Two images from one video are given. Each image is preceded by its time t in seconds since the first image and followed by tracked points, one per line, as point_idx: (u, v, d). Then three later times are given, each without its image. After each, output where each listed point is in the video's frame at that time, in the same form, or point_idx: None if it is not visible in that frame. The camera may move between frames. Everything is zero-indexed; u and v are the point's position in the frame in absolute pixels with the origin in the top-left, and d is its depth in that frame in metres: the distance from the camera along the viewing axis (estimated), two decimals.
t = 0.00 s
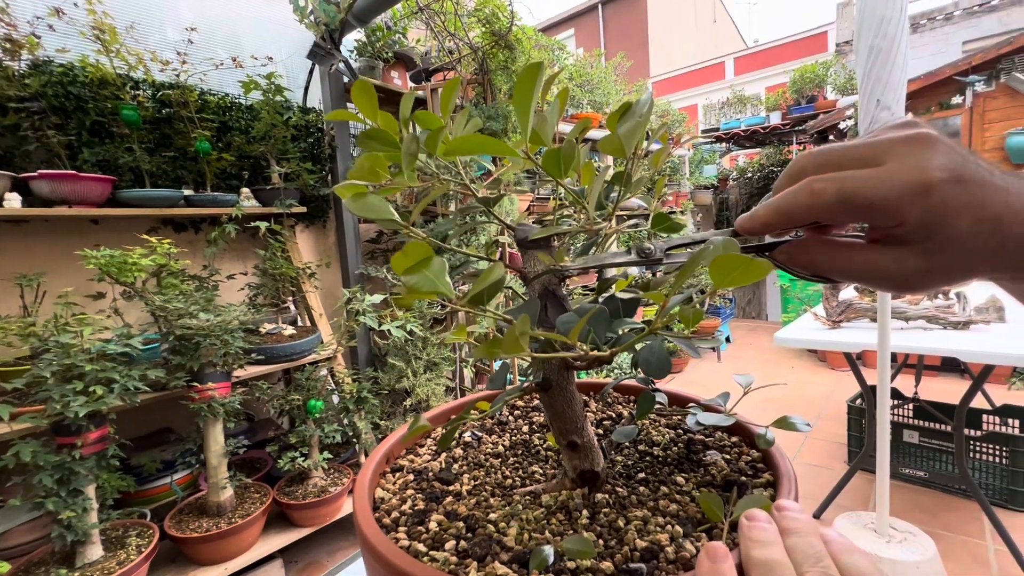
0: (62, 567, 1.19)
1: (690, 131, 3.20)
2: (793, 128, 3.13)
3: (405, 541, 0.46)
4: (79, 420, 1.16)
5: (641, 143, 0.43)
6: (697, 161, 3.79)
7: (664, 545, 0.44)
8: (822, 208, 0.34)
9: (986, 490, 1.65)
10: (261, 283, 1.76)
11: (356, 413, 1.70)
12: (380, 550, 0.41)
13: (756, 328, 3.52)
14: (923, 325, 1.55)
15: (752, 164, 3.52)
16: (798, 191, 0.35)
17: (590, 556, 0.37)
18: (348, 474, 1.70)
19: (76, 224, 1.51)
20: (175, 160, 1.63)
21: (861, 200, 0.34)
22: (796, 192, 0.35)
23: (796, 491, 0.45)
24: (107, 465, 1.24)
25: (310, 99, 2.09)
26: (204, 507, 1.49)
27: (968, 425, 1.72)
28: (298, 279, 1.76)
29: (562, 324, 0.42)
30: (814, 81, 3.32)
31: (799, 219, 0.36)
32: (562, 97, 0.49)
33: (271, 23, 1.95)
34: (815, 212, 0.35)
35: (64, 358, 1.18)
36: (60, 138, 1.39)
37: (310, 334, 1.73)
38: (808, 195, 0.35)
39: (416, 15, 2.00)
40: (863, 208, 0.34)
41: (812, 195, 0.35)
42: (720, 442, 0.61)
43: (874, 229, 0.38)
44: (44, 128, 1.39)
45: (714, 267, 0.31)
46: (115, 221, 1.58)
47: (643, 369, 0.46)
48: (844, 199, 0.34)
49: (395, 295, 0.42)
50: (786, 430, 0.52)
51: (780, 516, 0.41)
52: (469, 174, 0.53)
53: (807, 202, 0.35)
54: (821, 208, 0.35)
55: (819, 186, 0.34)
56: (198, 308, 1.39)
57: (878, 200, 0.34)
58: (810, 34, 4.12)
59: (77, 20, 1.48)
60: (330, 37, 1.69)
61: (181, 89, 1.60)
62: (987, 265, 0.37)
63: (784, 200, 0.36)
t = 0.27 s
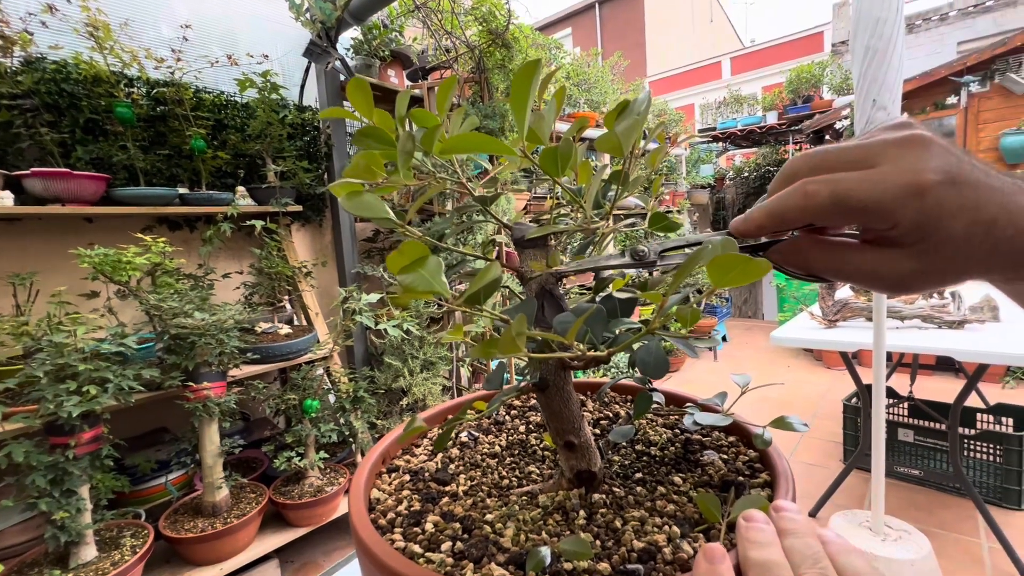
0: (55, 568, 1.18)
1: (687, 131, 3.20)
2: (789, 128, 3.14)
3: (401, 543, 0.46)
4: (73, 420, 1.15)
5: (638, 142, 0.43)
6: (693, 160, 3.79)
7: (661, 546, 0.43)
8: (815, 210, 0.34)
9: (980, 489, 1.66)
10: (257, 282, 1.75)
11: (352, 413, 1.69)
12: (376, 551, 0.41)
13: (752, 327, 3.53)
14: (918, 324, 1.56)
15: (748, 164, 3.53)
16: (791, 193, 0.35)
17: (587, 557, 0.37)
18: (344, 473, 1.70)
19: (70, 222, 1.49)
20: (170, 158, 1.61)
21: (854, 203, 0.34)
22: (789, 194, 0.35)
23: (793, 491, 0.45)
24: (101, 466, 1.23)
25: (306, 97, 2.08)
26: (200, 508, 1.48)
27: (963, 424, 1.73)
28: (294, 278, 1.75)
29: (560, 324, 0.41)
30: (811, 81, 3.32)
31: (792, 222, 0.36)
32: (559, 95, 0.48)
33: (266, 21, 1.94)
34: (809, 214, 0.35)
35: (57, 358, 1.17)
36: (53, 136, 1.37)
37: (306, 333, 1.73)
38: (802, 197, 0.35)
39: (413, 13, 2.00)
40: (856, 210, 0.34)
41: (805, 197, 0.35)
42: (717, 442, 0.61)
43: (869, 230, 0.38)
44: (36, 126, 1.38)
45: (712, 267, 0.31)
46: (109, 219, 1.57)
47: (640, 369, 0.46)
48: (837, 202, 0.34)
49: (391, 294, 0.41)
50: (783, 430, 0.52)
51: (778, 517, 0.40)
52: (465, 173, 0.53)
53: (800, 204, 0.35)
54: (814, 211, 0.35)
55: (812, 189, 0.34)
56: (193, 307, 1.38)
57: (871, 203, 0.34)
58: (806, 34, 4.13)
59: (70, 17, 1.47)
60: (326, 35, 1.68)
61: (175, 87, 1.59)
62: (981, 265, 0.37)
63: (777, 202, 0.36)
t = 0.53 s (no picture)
0: (59, 566, 1.18)
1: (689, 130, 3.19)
2: (792, 127, 3.13)
3: (402, 543, 0.46)
4: (76, 419, 1.16)
5: (638, 145, 0.43)
6: (696, 159, 3.78)
7: (661, 546, 0.44)
8: (813, 214, 0.34)
9: (983, 489, 1.66)
10: (259, 282, 1.75)
11: (354, 412, 1.70)
12: (376, 551, 0.41)
13: (754, 327, 3.53)
14: (920, 324, 1.56)
15: (750, 163, 3.52)
16: (788, 197, 0.34)
17: (586, 557, 0.37)
18: (346, 472, 1.70)
19: (73, 222, 1.50)
20: (173, 158, 1.62)
21: (852, 207, 0.34)
22: (787, 198, 0.35)
23: (793, 492, 0.45)
24: (104, 464, 1.24)
25: (309, 97, 2.09)
26: (202, 506, 1.49)
27: (965, 424, 1.73)
28: (296, 277, 1.76)
29: (559, 326, 0.41)
30: (813, 80, 3.31)
31: (789, 226, 0.35)
32: (559, 97, 0.49)
33: (269, 21, 1.94)
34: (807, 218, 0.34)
35: (61, 357, 1.17)
36: (57, 136, 1.38)
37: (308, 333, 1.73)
38: (799, 201, 0.34)
39: (415, 13, 2.00)
40: (854, 214, 0.34)
41: (803, 200, 0.34)
42: (717, 443, 0.61)
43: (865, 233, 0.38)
44: (40, 126, 1.38)
45: (710, 271, 0.31)
46: (112, 219, 1.57)
47: (639, 370, 0.46)
48: (835, 206, 0.34)
49: (392, 294, 0.41)
50: (783, 431, 0.52)
51: (777, 518, 0.41)
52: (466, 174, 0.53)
53: (797, 208, 0.34)
54: (811, 214, 0.34)
55: (810, 193, 0.34)
56: (196, 306, 1.39)
57: (868, 208, 0.34)
58: (809, 32, 4.12)
59: (74, 18, 1.47)
60: (328, 35, 1.68)
61: (178, 87, 1.59)
62: (973, 268, 0.38)
63: (774, 206, 0.35)
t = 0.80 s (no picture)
0: (54, 567, 1.18)
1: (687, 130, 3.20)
2: (789, 127, 3.13)
3: (396, 544, 0.46)
4: (71, 419, 1.15)
5: (633, 144, 0.43)
6: (693, 159, 3.79)
7: (656, 547, 0.43)
8: (811, 217, 0.34)
9: (978, 489, 1.67)
10: (255, 281, 1.75)
11: (351, 412, 1.70)
12: (370, 552, 0.41)
13: (751, 327, 3.53)
14: (916, 324, 1.56)
15: (747, 163, 3.53)
16: (788, 200, 0.34)
17: (581, 558, 0.37)
18: (343, 472, 1.70)
19: (68, 221, 1.49)
20: (169, 157, 1.61)
21: (851, 212, 0.34)
22: (787, 201, 0.34)
23: (788, 493, 0.45)
24: (99, 465, 1.24)
25: (306, 96, 2.08)
26: (198, 507, 1.48)
27: (961, 424, 1.73)
28: (293, 277, 1.75)
29: (554, 326, 0.41)
30: (810, 81, 3.31)
31: (788, 230, 0.35)
32: (556, 97, 0.48)
33: (265, 19, 1.93)
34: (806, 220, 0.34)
35: (55, 357, 1.17)
36: (52, 135, 1.37)
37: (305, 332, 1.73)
38: (798, 203, 0.34)
39: (412, 13, 2.00)
40: (853, 219, 0.34)
41: (803, 204, 0.34)
42: (713, 443, 0.61)
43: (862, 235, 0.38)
44: (35, 125, 1.38)
45: (706, 270, 0.31)
46: (108, 218, 1.56)
47: (635, 370, 0.46)
48: (834, 210, 0.34)
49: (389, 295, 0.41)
50: (779, 431, 0.52)
51: (772, 518, 0.41)
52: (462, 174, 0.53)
53: (796, 212, 0.34)
54: (810, 219, 0.34)
55: (810, 197, 0.34)
56: (191, 306, 1.38)
57: (867, 212, 0.34)
58: (806, 33, 4.12)
59: (69, 15, 1.47)
60: (325, 33, 1.68)
61: (174, 86, 1.58)
62: (965, 271, 0.39)
63: (773, 208, 0.35)
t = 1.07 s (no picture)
0: (52, 567, 1.18)
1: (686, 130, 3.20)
2: (788, 128, 3.14)
3: (397, 543, 0.46)
4: (69, 419, 1.15)
5: (635, 144, 0.43)
6: (692, 160, 3.79)
7: (656, 546, 0.44)
8: (848, 214, 0.34)
9: (976, 488, 1.67)
10: (254, 281, 1.75)
11: (350, 412, 1.70)
12: (372, 551, 0.41)
13: (749, 327, 3.54)
14: (914, 325, 1.56)
15: (747, 164, 3.54)
16: (825, 196, 0.33)
17: (582, 557, 0.37)
18: (342, 472, 1.70)
19: (66, 220, 1.49)
20: (168, 156, 1.61)
21: (889, 208, 0.33)
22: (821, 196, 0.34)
23: (789, 492, 0.45)
24: (97, 464, 1.23)
25: (305, 96, 2.08)
26: (197, 506, 1.48)
27: (959, 424, 1.74)
28: (292, 276, 1.75)
29: (555, 325, 0.41)
30: (809, 81, 3.31)
31: (822, 225, 0.35)
32: (556, 95, 0.48)
33: (264, 19, 1.93)
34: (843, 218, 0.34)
35: (53, 356, 1.16)
36: (50, 134, 1.37)
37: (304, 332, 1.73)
38: (836, 201, 0.34)
39: (412, 12, 2.00)
40: (890, 215, 0.34)
41: (840, 200, 0.33)
42: (713, 443, 0.61)
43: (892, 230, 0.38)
44: (33, 124, 1.37)
45: (705, 269, 0.31)
46: (106, 218, 1.56)
47: (636, 369, 0.46)
48: (872, 207, 0.33)
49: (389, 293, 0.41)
50: (779, 430, 0.52)
51: (772, 517, 0.41)
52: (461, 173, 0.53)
53: (832, 208, 0.34)
54: (846, 215, 0.34)
55: (847, 192, 0.33)
56: (190, 305, 1.38)
57: (905, 210, 0.33)
58: (805, 33, 4.13)
59: (67, 14, 1.46)
60: (324, 33, 1.67)
61: (173, 85, 1.58)
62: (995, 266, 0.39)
63: (807, 203, 0.34)
